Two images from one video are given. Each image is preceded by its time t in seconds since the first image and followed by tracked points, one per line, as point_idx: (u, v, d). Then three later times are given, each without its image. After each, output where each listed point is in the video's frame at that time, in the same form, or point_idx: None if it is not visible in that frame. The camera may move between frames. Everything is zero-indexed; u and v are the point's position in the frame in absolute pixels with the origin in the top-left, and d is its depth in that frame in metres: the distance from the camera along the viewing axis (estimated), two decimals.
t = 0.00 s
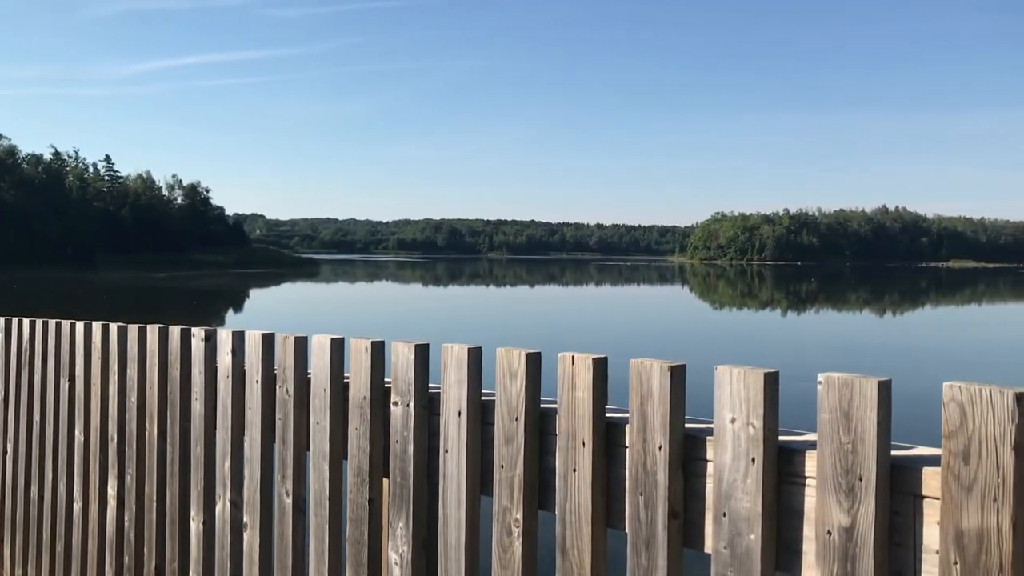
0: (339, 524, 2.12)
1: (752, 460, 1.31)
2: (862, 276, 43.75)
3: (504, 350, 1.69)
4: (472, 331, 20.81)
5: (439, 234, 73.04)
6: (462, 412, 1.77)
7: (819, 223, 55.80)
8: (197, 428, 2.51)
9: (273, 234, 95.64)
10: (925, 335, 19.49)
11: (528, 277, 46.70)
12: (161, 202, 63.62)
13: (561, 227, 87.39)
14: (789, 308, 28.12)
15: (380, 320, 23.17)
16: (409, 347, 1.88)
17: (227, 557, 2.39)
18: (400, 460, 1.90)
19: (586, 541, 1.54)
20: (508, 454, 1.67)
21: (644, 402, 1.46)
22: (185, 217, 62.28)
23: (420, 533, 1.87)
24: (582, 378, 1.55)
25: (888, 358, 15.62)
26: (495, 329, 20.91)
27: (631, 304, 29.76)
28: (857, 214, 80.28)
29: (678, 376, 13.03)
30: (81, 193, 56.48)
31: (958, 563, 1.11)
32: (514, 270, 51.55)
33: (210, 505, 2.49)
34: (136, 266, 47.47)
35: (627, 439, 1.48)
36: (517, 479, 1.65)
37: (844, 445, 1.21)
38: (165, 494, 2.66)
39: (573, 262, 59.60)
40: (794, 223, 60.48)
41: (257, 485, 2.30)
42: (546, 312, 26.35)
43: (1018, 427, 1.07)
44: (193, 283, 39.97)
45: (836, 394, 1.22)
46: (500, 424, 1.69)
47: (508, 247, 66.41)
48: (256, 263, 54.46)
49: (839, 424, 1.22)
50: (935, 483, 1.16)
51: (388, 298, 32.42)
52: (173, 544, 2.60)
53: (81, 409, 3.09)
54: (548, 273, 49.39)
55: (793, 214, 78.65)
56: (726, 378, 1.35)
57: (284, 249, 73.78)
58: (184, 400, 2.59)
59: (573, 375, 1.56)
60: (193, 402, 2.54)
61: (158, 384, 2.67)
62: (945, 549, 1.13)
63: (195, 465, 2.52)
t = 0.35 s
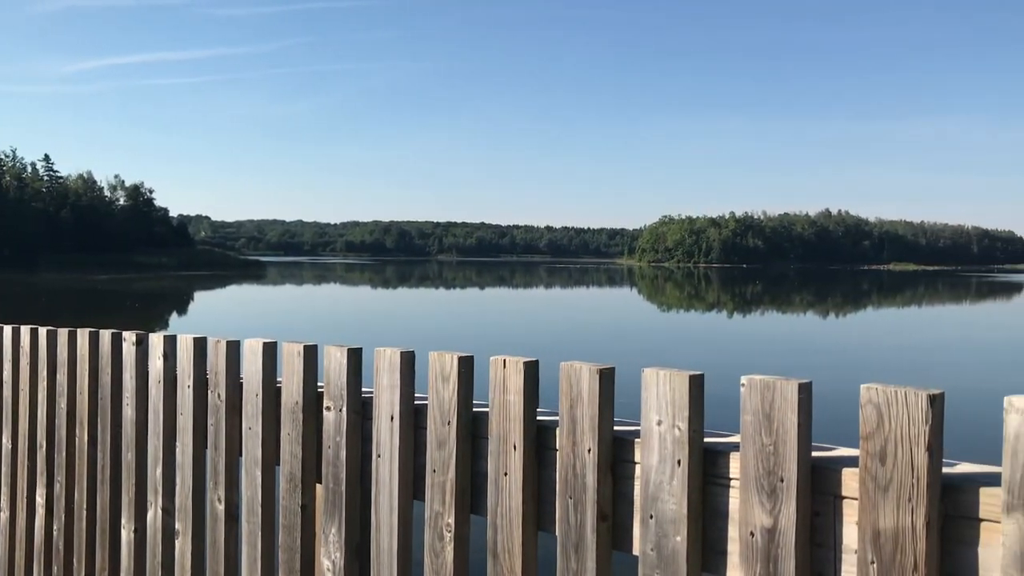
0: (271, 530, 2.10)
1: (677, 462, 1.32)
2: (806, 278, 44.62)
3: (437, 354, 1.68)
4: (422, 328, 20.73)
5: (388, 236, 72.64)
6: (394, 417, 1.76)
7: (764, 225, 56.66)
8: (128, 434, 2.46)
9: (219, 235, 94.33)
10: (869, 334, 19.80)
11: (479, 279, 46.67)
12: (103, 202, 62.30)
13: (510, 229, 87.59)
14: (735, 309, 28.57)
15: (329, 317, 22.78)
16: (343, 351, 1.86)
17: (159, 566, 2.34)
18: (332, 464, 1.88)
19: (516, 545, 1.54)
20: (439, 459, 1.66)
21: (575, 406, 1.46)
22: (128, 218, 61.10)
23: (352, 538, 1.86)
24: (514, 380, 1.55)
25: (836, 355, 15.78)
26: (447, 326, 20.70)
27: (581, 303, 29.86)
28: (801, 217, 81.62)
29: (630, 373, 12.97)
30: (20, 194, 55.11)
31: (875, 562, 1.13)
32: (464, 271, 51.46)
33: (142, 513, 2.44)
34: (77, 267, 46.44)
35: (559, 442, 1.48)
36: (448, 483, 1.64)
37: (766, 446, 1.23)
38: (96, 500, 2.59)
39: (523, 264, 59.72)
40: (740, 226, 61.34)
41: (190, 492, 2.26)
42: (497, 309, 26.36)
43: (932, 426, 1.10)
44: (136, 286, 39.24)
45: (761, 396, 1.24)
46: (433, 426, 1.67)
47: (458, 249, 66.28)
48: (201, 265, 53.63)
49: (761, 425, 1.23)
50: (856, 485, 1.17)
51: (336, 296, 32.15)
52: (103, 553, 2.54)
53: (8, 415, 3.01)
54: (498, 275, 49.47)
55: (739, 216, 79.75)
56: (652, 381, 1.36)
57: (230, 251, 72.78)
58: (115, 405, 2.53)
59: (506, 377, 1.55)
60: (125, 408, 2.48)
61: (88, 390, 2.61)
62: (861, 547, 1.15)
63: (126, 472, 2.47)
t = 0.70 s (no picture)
0: (212, 537, 2.06)
1: (610, 463, 1.33)
2: (759, 280, 45.00)
3: (377, 359, 1.66)
4: (376, 328, 20.42)
5: (344, 237, 72.01)
6: (334, 421, 1.74)
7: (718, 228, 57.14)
8: (64, 441, 2.41)
9: (171, 237, 92.75)
10: (819, 334, 19.85)
11: (434, 281, 46.37)
12: (49, 204, 60.95)
13: (467, 231, 87.37)
14: (689, 311, 28.63)
15: (283, 318, 22.43)
16: (282, 357, 1.84)
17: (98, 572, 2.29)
18: (272, 470, 1.86)
19: (454, 547, 1.54)
20: (377, 463, 1.65)
21: (515, 408, 1.45)
22: (76, 220, 59.82)
23: (293, 543, 1.84)
24: (452, 383, 1.54)
25: (786, 355, 15.76)
26: (401, 327, 20.43)
27: (537, 304, 29.76)
28: (754, 219, 82.50)
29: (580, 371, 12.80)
30: None
31: (807, 559, 1.14)
32: (419, 273, 51.21)
33: (80, 520, 2.39)
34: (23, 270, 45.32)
35: (497, 442, 1.48)
36: (390, 487, 1.62)
37: (700, 447, 1.23)
38: (30, 513, 2.54)
39: (479, 265, 59.49)
40: (695, 227, 61.76)
41: (128, 500, 2.22)
42: (453, 309, 26.09)
43: (856, 425, 1.11)
44: (83, 289, 38.37)
45: (692, 395, 1.25)
46: (373, 432, 1.66)
47: (414, 250, 65.92)
48: (152, 268, 52.64)
49: (694, 424, 1.24)
50: (785, 483, 1.19)
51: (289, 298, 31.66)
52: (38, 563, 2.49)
53: None
54: (454, 278, 49.27)
55: (694, 219, 80.42)
56: (589, 381, 1.37)
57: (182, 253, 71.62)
58: (51, 409, 2.48)
59: (444, 381, 1.55)
60: (63, 413, 2.42)
61: (23, 395, 2.55)
62: (791, 545, 1.16)
63: (61, 480, 2.42)
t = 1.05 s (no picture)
0: (156, 541, 2.03)
1: (556, 467, 1.32)
2: (716, 281, 45.49)
3: (321, 362, 1.64)
4: (336, 330, 20.25)
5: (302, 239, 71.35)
6: (278, 424, 1.72)
7: (676, 229, 57.68)
8: (5, 448, 2.35)
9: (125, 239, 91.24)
10: (771, 333, 20.14)
11: (393, 283, 46.16)
12: None
13: (427, 232, 87.14)
14: (647, 312, 28.78)
15: (241, 321, 22.12)
16: (226, 359, 1.81)
17: None
18: (216, 474, 1.83)
19: (400, 551, 1.52)
20: (323, 468, 1.63)
21: (457, 411, 1.44)
22: (27, 221, 58.53)
23: (240, 550, 1.81)
24: (397, 386, 1.52)
25: (744, 355, 15.94)
26: (360, 329, 20.30)
27: (497, 305, 29.80)
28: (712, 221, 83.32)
29: (533, 368, 12.85)
30: None
31: (744, 560, 1.15)
32: (379, 275, 50.94)
33: (23, 528, 2.33)
34: None
35: (442, 445, 1.47)
36: (333, 493, 1.61)
37: (639, 449, 1.24)
38: None
39: (439, 267, 59.30)
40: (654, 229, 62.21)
41: (68, 506, 2.17)
42: (414, 311, 25.96)
43: (792, 425, 1.12)
44: (35, 292, 37.59)
45: (633, 398, 1.25)
46: (317, 436, 1.64)
47: (373, 252, 65.50)
48: (106, 270, 51.71)
49: (635, 427, 1.24)
50: (725, 481, 1.19)
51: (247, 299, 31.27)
52: None
53: None
54: (414, 280, 49.05)
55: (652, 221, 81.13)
56: (531, 385, 1.36)
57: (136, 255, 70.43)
58: None
59: (390, 384, 1.53)
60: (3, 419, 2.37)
61: None
62: (728, 547, 1.17)
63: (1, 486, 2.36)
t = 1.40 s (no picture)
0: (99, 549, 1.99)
1: (499, 470, 1.32)
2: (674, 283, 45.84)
3: (265, 366, 1.62)
4: (293, 333, 20.02)
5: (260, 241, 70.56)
6: (222, 429, 1.70)
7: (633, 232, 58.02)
8: None
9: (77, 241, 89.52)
10: (728, 335, 20.31)
11: (352, 285, 45.84)
12: None
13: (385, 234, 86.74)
14: (606, 314, 28.90)
15: (197, 324, 21.76)
16: (168, 364, 1.78)
17: None
18: (160, 481, 1.80)
19: (344, 557, 1.51)
20: (268, 474, 1.61)
21: (404, 414, 1.43)
22: None
23: (183, 557, 1.78)
24: (341, 390, 1.51)
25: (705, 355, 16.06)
26: (319, 332, 20.09)
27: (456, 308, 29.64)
28: (669, 223, 84.00)
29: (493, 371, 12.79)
30: None
31: (685, 562, 1.16)
32: (338, 278, 50.52)
33: None
34: None
35: (386, 450, 1.45)
36: (278, 497, 1.59)
37: (583, 450, 1.24)
38: None
39: (399, 270, 59.03)
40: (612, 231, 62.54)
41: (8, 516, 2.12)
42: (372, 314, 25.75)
43: (734, 427, 1.13)
44: None
45: (577, 401, 1.25)
46: (261, 441, 1.62)
47: (332, 255, 64.97)
48: (58, 273, 50.65)
49: (580, 429, 1.24)
50: (666, 485, 1.20)
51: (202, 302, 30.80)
52: None
53: None
54: (373, 282, 48.77)
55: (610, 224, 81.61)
56: (477, 388, 1.35)
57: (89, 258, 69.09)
58: None
59: (333, 388, 1.52)
60: None
61: None
62: (671, 547, 1.18)
63: None
